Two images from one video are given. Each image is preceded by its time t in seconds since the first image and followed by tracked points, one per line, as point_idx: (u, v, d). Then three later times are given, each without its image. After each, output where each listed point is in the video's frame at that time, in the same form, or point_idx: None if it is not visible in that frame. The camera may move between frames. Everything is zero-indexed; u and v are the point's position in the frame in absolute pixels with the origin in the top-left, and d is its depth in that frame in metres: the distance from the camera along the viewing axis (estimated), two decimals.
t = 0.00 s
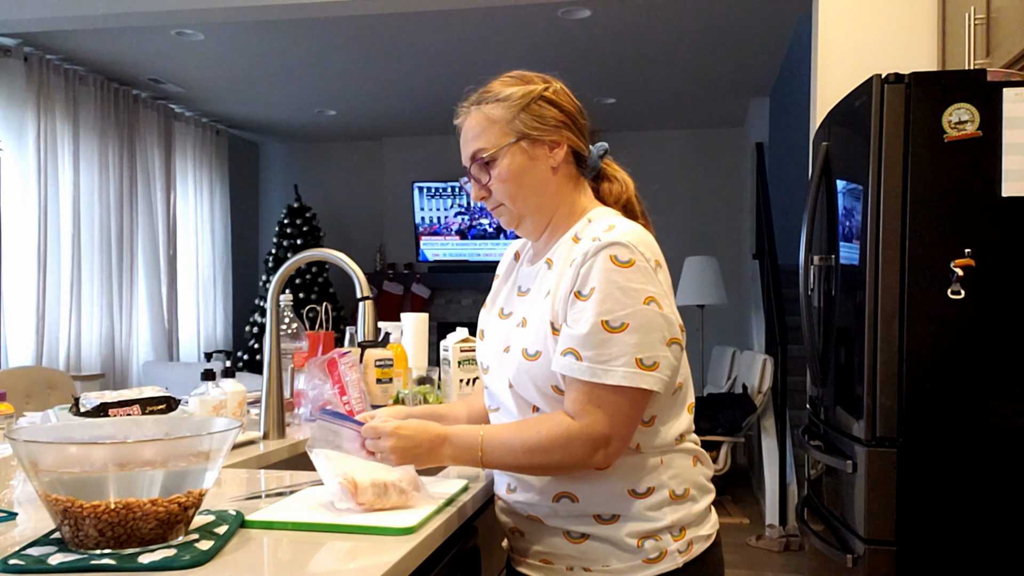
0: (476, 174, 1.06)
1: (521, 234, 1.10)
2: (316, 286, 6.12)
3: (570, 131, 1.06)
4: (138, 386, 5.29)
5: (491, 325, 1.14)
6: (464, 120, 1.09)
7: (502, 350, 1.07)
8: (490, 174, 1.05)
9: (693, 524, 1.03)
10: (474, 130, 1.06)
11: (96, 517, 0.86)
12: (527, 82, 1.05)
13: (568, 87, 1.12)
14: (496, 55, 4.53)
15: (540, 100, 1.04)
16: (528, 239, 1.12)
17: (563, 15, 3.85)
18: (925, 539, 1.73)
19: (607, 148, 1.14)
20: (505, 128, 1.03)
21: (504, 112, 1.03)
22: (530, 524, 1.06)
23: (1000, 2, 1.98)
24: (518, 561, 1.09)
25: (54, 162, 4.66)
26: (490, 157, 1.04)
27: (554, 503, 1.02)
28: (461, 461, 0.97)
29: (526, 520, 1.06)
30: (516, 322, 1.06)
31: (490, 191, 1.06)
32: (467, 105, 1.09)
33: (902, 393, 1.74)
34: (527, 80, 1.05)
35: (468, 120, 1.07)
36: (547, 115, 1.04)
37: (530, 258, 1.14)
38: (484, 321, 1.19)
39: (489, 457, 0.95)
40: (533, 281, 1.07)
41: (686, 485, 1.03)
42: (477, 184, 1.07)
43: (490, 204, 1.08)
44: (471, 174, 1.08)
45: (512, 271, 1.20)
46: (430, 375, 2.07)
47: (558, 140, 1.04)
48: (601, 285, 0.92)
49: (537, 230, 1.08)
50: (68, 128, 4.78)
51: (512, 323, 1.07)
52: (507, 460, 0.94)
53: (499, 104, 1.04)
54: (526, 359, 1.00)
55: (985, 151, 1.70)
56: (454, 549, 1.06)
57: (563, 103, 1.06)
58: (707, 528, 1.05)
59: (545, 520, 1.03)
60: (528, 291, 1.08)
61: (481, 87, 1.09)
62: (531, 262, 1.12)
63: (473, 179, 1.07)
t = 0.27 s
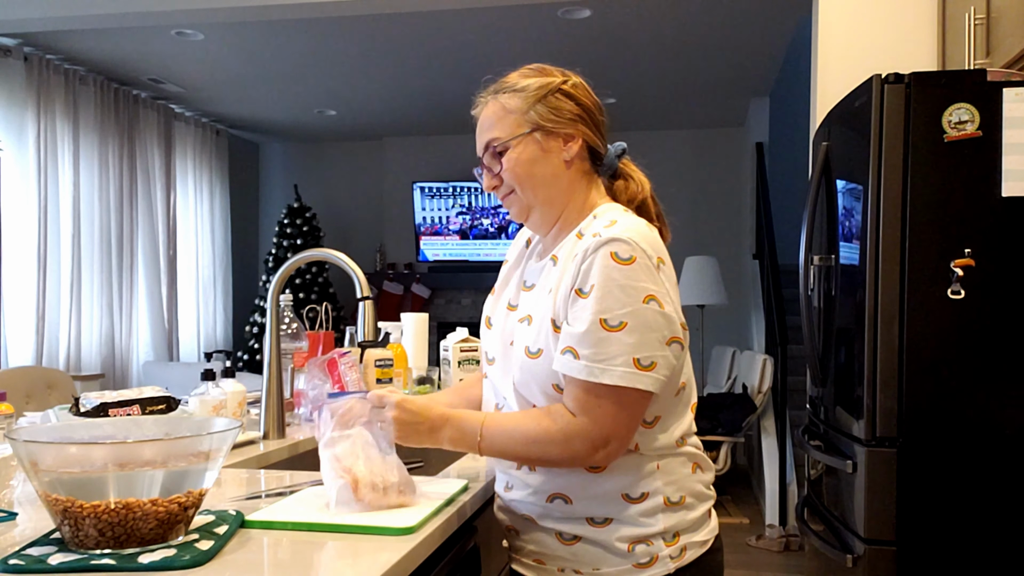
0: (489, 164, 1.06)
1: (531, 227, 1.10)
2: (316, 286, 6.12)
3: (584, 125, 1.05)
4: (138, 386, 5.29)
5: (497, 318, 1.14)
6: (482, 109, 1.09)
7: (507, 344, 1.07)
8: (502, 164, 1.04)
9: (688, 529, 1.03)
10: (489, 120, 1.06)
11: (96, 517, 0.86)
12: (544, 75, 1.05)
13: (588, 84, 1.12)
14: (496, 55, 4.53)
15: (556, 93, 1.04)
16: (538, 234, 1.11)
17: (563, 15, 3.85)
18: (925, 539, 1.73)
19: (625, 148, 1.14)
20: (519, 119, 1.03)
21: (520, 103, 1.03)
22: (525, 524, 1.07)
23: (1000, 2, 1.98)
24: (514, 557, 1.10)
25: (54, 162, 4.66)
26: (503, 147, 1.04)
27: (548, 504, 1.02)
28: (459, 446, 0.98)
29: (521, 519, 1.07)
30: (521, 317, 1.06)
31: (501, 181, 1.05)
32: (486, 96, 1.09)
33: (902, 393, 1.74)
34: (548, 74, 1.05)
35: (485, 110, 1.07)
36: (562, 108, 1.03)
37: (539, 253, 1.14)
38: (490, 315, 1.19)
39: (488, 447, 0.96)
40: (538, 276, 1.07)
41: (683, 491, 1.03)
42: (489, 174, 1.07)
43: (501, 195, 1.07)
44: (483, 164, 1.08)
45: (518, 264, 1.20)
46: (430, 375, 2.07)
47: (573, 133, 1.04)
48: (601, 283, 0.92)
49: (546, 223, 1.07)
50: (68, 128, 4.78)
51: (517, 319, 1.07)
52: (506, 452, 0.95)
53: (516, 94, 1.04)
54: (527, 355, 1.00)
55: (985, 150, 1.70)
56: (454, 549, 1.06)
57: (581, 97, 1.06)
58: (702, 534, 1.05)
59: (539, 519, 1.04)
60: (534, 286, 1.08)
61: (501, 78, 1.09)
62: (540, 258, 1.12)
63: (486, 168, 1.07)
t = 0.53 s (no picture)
0: (489, 167, 1.06)
1: (533, 227, 1.10)
2: (316, 286, 6.12)
3: (585, 124, 1.05)
4: (138, 386, 5.29)
5: (500, 318, 1.15)
6: (481, 111, 1.10)
7: (508, 344, 1.07)
8: (502, 167, 1.05)
9: (685, 533, 1.03)
10: (488, 123, 1.06)
11: (96, 517, 0.86)
12: (543, 75, 1.05)
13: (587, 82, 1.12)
14: (496, 55, 4.54)
15: (555, 92, 1.04)
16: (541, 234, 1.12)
17: (563, 15, 3.85)
18: (925, 539, 1.73)
19: (627, 145, 1.13)
20: (518, 120, 1.03)
21: (517, 104, 1.03)
22: (521, 524, 1.07)
23: (1000, 3, 1.98)
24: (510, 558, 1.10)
25: (54, 162, 4.66)
26: (502, 150, 1.04)
27: (544, 505, 1.02)
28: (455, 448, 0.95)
29: (518, 521, 1.07)
30: (522, 317, 1.06)
31: (501, 184, 1.06)
32: (485, 98, 1.09)
33: (902, 393, 1.74)
34: (546, 74, 1.05)
35: (484, 113, 1.08)
36: (561, 108, 1.03)
37: (542, 253, 1.14)
38: (494, 314, 1.19)
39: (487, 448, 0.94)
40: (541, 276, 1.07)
41: (680, 495, 1.02)
42: (489, 176, 1.07)
43: (502, 198, 1.08)
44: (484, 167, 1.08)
45: (522, 265, 1.20)
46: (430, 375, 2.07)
47: (572, 133, 1.03)
48: (605, 284, 0.92)
49: (548, 224, 1.07)
50: (68, 128, 4.78)
51: (518, 319, 1.07)
52: (506, 453, 0.94)
53: (513, 95, 1.04)
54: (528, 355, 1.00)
55: (985, 151, 1.70)
56: (453, 549, 1.07)
57: (580, 96, 1.06)
58: (700, 538, 1.05)
59: (536, 520, 1.04)
60: (536, 286, 1.08)
61: (499, 79, 1.09)
62: (543, 257, 1.12)
63: (486, 172, 1.07)
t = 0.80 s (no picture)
0: (485, 171, 1.07)
1: (531, 230, 1.10)
2: (316, 286, 6.12)
3: (580, 126, 1.05)
4: (138, 386, 5.29)
5: (499, 319, 1.15)
6: (474, 115, 1.10)
7: (507, 346, 1.08)
8: (497, 171, 1.05)
9: (685, 536, 1.02)
10: (481, 128, 1.06)
11: (96, 517, 0.86)
12: (536, 76, 1.05)
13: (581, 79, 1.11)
14: (496, 55, 4.54)
15: (548, 94, 1.04)
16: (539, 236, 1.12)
17: (563, 15, 3.85)
18: (925, 539, 1.73)
19: (622, 141, 1.13)
20: (511, 124, 1.03)
21: (510, 108, 1.03)
22: (521, 525, 1.07)
23: (1000, 3, 1.98)
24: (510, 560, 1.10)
25: (54, 162, 4.66)
26: (496, 154, 1.04)
27: (544, 507, 1.03)
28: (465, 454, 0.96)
29: (518, 523, 1.07)
30: (522, 320, 1.06)
31: (497, 188, 1.06)
32: (477, 101, 1.09)
33: (902, 393, 1.74)
34: (538, 75, 1.05)
35: (477, 117, 1.08)
36: (554, 110, 1.03)
37: (541, 253, 1.14)
38: (493, 316, 1.18)
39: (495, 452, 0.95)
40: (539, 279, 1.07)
41: (680, 497, 1.02)
42: (485, 180, 1.07)
43: (499, 202, 1.08)
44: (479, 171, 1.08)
45: (521, 266, 1.20)
46: (430, 375, 2.07)
47: (566, 135, 1.03)
48: (605, 290, 0.91)
49: (545, 227, 1.08)
50: (68, 128, 4.77)
51: (517, 320, 1.07)
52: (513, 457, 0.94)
53: (506, 99, 1.04)
54: (527, 359, 1.00)
55: (985, 150, 1.70)
56: (454, 550, 1.07)
57: (573, 97, 1.05)
58: (700, 540, 1.05)
59: (536, 522, 1.04)
60: (535, 288, 1.08)
61: (492, 81, 1.08)
62: (541, 258, 1.12)
63: (482, 177, 1.07)
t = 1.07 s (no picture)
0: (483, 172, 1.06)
1: (529, 231, 1.10)
2: (316, 286, 6.12)
3: (578, 125, 1.05)
4: (138, 386, 5.29)
5: (495, 318, 1.14)
6: (469, 115, 1.09)
7: (505, 345, 1.07)
8: (496, 172, 1.04)
9: (684, 536, 1.02)
10: (478, 128, 1.05)
11: (96, 517, 0.86)
12: (533, 75, 1.04)
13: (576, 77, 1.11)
14: (496, 55, 4.54)
15: (547, 93, 1.04)
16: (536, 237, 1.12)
17: (563, 15, 3.85)
18: (925, 539, 1.73)
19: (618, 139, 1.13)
20: (510, 125, 1.02)
21: (508, 108, 1.03)
22: (520, 527, 1.07)
23: (1000, 3, 1.98)
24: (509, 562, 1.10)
25: (54, 162, 4.66)
26: (496, 155, 1.03)
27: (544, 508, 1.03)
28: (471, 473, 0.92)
29: (517, 524, 1.07)
30: (522, 320, 1.06)
31: (496, 189, 1.05)
32: (473, 101, 1.08)
33: (902, 393, 1.74)
34: (535, 74, 1.04)
35: (473, 118, 1.07)
36: (554, 109, 1.03)
37: (537, 253, 1.14)
38: (488, 316, 1.18)
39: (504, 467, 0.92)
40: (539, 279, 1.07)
41: (679, 498, 1.02)
42: (483, 182, 1.07)
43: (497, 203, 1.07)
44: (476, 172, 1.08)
45: (515, 265, 1.20)
46: (430, 375, 2.07)
47: (566, 134, 1.03)
48: (614, 291, 0.91)
49: (545, 228, 1.07)
50: (68, 128, 4.77)
51: (516, 320, 1.07)
52: (526, 469, 0.91)
53: (503, 98, 1.03)
54: (529, 361, 0.99)
55: (985, 151, 1.70)
56: (453, 550, 1.07)
57: (570, 95, 1.06)
58: (700, 540, 1.05)
59: (534, 523, 1.04)
60: (534, 288, 1.08)
61: (487, 81, 1.08)
62: (538, 257, 1.12)
63: (479, 178, 1.07)
